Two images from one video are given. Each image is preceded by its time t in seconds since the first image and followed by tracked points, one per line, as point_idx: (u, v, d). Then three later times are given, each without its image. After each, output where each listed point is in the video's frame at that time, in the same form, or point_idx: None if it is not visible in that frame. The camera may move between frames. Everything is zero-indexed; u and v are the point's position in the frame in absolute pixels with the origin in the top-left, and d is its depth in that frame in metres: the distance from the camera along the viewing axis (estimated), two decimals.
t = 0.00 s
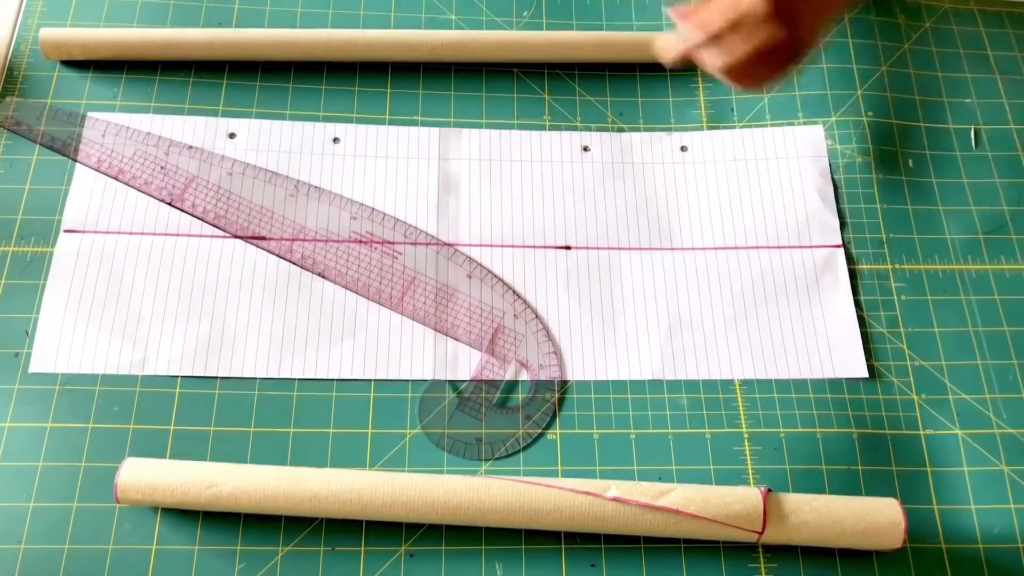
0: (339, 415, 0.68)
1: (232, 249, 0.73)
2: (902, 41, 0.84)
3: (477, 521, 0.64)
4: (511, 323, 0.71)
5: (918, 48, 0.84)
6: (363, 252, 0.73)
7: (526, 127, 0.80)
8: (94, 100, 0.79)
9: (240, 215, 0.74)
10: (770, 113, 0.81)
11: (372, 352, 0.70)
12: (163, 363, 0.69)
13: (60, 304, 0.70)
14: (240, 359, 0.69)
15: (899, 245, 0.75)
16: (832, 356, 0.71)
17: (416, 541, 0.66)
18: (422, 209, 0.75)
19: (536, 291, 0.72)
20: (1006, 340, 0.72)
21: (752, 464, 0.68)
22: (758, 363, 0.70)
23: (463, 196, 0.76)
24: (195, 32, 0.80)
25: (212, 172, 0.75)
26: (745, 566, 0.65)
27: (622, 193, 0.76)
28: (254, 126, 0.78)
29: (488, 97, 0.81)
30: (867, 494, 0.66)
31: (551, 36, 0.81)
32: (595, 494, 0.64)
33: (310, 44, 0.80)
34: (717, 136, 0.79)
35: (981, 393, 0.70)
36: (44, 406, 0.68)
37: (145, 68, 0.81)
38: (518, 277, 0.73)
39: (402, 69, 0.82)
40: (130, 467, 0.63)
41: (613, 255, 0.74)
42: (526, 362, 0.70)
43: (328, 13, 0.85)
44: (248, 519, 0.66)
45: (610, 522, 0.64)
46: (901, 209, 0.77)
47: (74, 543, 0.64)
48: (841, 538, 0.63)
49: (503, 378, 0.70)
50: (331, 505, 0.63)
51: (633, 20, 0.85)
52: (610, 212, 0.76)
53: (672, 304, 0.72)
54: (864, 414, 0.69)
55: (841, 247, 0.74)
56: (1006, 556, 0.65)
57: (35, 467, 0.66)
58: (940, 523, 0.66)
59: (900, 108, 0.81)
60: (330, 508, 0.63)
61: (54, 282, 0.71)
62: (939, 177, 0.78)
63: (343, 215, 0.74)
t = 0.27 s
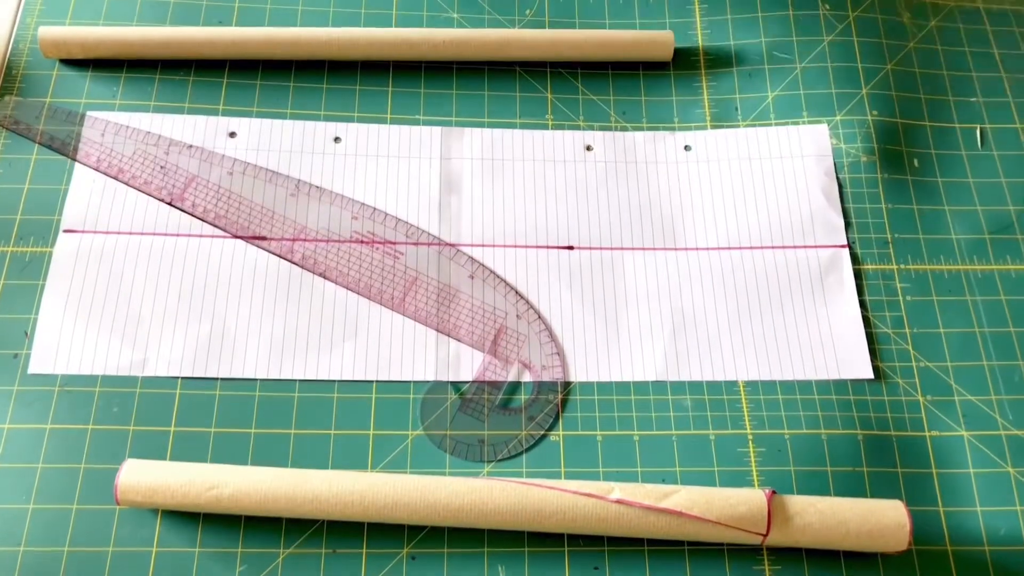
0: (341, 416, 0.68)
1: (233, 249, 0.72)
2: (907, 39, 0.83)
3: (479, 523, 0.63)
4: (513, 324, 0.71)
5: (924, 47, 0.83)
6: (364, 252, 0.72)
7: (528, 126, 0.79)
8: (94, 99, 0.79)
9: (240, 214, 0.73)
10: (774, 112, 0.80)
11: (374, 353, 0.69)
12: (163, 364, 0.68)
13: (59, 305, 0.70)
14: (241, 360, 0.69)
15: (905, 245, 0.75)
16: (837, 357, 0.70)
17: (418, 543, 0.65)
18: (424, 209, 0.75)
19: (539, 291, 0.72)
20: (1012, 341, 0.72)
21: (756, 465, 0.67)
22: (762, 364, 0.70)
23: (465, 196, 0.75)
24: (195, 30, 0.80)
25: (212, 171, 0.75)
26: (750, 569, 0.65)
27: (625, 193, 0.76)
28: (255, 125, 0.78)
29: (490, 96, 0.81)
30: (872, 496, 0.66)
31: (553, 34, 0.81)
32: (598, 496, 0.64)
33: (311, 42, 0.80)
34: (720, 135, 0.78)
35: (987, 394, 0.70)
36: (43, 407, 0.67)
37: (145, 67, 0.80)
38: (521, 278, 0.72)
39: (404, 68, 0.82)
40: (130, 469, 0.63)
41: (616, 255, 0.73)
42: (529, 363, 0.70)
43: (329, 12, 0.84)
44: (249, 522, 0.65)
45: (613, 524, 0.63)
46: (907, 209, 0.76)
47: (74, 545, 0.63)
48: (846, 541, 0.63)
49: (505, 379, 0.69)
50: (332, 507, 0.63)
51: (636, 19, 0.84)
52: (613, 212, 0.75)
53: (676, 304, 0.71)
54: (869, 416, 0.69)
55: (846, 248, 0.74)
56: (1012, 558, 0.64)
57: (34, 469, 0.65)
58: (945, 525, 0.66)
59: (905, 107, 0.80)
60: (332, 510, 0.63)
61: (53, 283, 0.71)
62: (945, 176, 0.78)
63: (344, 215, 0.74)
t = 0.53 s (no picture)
0: (342, 417, 0.67)
1: (233, 250, 0.72)
2: (912, 39, 0.83)
3: (481, 525, 0.63)
4: (516, 325, 0.70)
5: (928, 46, 0.83)
6: (366, 252, 0.72)
7: (531, 125, 0.79)
8: (93, 98, 0.78)
9: (240, 215, 0.73)
10: (778, 111, 0.80)
11: (375, 354, 0.69)
12: (163, 365, 0.68)
13: (59, 305, 0.69)
14: (242, 360, 0.68)
15: (909, 246, 0.74)
16: (842, 358, 0.70)
17: (420, 545, 0.65)
18: (426, 209, 0.74)
19: (542, 292, 0.71)
20: (1017, 342, 0.71)
21: (760, 467, 0.67)
22: (767, 365, 0.69)
23: (467, 196, 0.75)
24: (196, 30, 0.79)
25: (213, 171, 0.74)
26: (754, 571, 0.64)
27: (628, 193, 0.76)
28: (255, 124, 0.77)
29: (493, 96, 0.80)
30: (877, 498, 0.65)
31: (556, 33, 0.80)
32: (600, 497, 0.63)
33: (313, 41, 0.79)
34: (724, 135, 0.78)
35: (992, 396, 0.69)
36: (42, 408, 0.67)
37: (145, 66, 0.80)
38: (524, 278, 0.72)
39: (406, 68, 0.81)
40: (130, 471, 0.63)
41: (619, 256, 0.73)
42: (532, 364, 0.69)
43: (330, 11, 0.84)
44: (250, 523, 0.65)
45: (616, 526, 0.63)
46: (911, 209, 0.76)
47: (73, 547, 0.63)
48: (850, 543, 0.62)
49: (507, 380, 0.69)
50: (333, 509, 0.62)
51: (639, 18, 0.84)
52: (616, 212, 0.75)
53: (680, 304, 0.71)
54: (874, 417, 0.68)
55: (851, 248, 0.73)
56: (1018, 561, 0.64)
57: (33, 470, 0.65)
58: (950, 527, 0.65)
59: (910, 107, 0.80)
60: (333, 513, 0.62)
61: (52, 283, 0.70)
62: (949, 176, 0.77)
63: (346, 215, 0.73)
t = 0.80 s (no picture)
0: (343, 419, 0.67)
1: (233, 250, 0.71)
2: (916, 38, 0.82)
3: (483, 527, 0.62)
4: (518, 325, 0.70)
5: (933, 45, 0.82)
6: (367, 253, 0.72)
7: (533, 125, 0.79)
8: (93, 97, 0.78)
9: (241, 214, 0.72)
10: (781, 111, 0.79)
11: (376, 354, 0.69)
12: (163, 366, 0.68)
13: (58, 306, 0.69)
14: (242, 361, 0.68)
15: (913, 246, 0.74)
16: (846, 359, 0.69)
17: (421, 547, 0.64)
18: (428, 209, 0.74)
19: (544, 293, 0.71)
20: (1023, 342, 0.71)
21: (764, 469, 0.66)
22: (770, 366, 0.69)
23: (469, 196, 0.74)
24: (196, 29, 0.79)
25: (213, 171, 0.74)
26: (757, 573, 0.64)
27: (631, 192, 0.75)
28: (255, 124, 0.77)
29: (495, 95, 0.80)
30: (881, 500, 0.65)
31: (559, 31, 0.80)
32: (602, 499, 0.63)
33: (313, 41, 0.79)
34: (727, 135, 0.77)
35: (997, 397, 0.69)
36: (42, 409, 0.66)
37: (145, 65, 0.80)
38: (526, 278, 0.71)
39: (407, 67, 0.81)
40: (129, 472, 0.62)
41: (622, 256, 0.72)
42: (534, 365, 0.69)
43: (331, 10, 0.83)
44: (250, 525, 0.64)
45: (618, 528, 0.62)
46: (916, 209, 0.75)
47: (72, 549, 0.62)
48: (854, 545, 0.62)
49: (509, 381, 0.68)
50: (334, 511, 0.62)
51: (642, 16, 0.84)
52: (619, 212, 0.74)
53: (682, 305, 0.71)
54: (878, 418, 0.68)
55: (854, 249, 0.73)
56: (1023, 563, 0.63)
57: (32, 472, 0.65)
58: (955, 528, 0.65)
59: (914, 106, 0.79)
60: (333, 515, 0.62)
61: (51, 284, 0.70)
62: (954, 175, 0.77)
63: (347, 215, 0.73)
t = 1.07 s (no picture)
0: (345, 420, 0.67)
1: (234, 250, 0.71)
2: (922, 37, 0.82)
3: (486, 529, 0.62)
4: (521, 326, 0.69)
5: (938, 45, 0.82)
6: (369, 253, 0.71)
7: (536, 125, 0.78)
8: (93, 97, 0.77)
9: (241, 214, 0.72)
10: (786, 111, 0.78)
11: (378, 355, 0.68)
12: (163, 367, 0.67)
13: (57, 307, 0.68)
14: (243, 362, 0.67)
15: (919, 246, 0.73)
16: (851, 360, 0.69)
17: (423, 550, 0.64)
18: (430, 209, 0.73)
19: (547, 293, 0.70)
20: None
21: (768, 471, 0.66)
22: (775, 367, 0.68)
23: (471, 196, 0.74)
24: (197, 28, 0.78)
25: (214, 171, 0.74)
26: None
27: (634, 192, 0.75)
28: (256, 123, 0.76)
29: (497, 95, 0.79)
30: (887, 503, 0.64)
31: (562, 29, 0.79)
32: (606, 502, 0.62)
33: (315, 40, 0.78)
34: (731, 135, 0.77)
35: (1004, 399, 0.68)
36: (41, 411, 0.66)
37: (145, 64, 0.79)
38: (529, 279, 0.71)
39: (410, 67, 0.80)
40: (129, 475, 0.62)
41: (626, 256, 0.72)
42: (537, 366, 0.68)
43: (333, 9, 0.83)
44: (251, 528, 0.64)
45: (622, 531, 0.62)
46: (921, 210, 0.75)
47: (71, 552, 0.62)
48: (860, 547, 0.61)
49: (512, 382, 0.68)
50: (335, 513, 0.61)
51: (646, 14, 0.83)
52: (623, 212, 0.74)
53: (687, 305, 0.70)
54: (884, 420, 0.67)
55: (860, 249, 0.73)
56: None
57: (31, 474, 0.64)
58: (961, 531, 0.64)
59: (920, 106, 0.79)
60: (335, 517, 0.61)
61: (51, 285, 0.69)
62: (960, 175, 0.76)
63: (349, 215, 0.73)
